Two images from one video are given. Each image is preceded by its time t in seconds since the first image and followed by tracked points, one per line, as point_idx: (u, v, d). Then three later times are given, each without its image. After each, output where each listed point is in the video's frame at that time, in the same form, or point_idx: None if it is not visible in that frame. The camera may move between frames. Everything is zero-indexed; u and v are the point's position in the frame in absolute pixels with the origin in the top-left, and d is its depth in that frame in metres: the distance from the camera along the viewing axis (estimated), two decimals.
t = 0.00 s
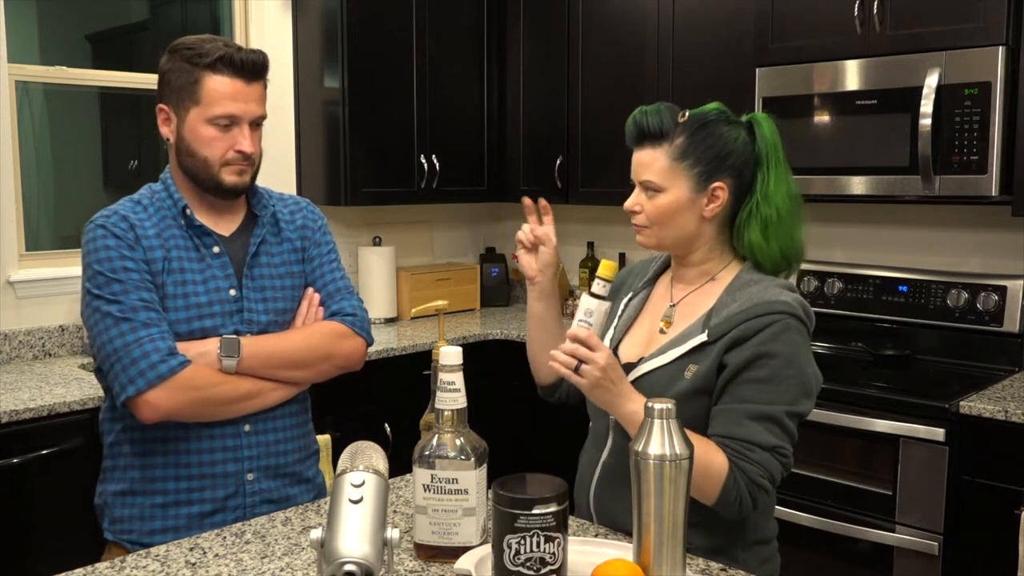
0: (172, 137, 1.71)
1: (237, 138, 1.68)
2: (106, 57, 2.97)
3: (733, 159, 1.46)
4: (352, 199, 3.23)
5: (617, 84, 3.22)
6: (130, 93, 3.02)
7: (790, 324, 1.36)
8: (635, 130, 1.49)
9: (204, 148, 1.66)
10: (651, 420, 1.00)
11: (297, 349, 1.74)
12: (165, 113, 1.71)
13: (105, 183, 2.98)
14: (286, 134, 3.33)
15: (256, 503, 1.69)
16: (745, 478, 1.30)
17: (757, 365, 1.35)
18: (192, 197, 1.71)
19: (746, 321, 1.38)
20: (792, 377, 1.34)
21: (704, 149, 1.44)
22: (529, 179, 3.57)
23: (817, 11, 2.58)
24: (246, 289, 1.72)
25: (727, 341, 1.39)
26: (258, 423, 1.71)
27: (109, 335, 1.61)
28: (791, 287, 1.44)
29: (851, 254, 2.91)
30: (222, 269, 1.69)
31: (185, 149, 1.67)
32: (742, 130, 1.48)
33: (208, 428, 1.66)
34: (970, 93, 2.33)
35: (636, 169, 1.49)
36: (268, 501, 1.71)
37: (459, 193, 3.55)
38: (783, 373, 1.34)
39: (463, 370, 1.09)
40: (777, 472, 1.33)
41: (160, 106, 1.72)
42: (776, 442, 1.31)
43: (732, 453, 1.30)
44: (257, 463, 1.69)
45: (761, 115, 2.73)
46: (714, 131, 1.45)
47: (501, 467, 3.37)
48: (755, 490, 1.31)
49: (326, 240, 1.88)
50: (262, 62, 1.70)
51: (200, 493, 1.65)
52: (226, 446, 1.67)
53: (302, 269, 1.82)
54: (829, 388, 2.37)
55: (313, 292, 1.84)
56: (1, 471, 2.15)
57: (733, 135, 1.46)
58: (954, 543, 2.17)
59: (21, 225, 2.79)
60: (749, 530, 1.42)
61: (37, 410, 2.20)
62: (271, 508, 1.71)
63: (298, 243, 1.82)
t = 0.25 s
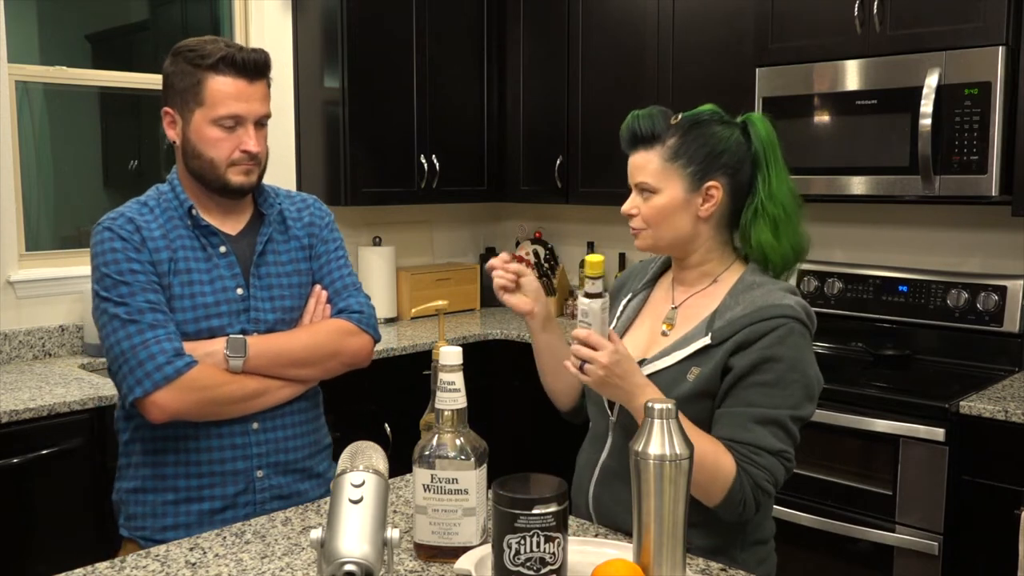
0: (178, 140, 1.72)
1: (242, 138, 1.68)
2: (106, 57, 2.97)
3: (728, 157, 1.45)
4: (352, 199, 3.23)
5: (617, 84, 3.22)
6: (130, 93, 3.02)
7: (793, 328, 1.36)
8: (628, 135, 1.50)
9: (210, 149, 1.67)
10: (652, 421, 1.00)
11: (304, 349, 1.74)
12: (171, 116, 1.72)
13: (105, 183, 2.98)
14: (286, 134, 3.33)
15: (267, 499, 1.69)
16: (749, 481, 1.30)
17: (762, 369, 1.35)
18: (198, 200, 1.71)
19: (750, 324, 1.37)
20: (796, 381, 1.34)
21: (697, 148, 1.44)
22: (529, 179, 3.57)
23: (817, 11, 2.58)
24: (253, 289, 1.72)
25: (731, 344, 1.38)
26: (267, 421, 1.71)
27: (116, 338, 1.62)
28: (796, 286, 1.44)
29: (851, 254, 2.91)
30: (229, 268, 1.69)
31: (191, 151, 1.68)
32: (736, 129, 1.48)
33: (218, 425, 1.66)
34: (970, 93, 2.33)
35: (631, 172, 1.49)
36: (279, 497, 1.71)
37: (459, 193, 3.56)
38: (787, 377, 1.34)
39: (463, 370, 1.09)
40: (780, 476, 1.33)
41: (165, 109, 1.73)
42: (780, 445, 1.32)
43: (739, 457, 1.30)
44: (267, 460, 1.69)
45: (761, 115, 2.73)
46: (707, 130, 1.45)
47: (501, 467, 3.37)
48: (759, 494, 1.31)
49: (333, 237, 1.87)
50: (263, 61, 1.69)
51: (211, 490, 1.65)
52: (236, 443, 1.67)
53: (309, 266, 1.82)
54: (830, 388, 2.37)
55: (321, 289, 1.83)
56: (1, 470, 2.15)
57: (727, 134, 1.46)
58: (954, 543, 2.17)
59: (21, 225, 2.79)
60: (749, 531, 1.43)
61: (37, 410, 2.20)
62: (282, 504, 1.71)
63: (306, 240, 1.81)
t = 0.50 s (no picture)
0: (177, 139, 1.72)
1: (240, 130, 1.68)
2: (106, 57, 2.97)
3: (737, 158, 1.46)
4: (352, 199, 3.23)
5: (616, 84, 3.22)
6: (130, 93, 3.02)
7: (789, 325, 1.36)
8: (645, 121, 1.50)
9: (209, 143, 1.66)
10: (651, 420, 1.00)
11: (306, 348, 1.73)
12: (168, 115, 1.73)
13: (105, 183, 2.98)
14: (286, 134, 3.33)
15: (272, 499, 1.70)
16: (741, 477, 1.30)
17: (755, 364, 1.35)
18: (197, 201, 1.71)
19: (745, 321, 1.37)
20: (789, 378, 1.34)
21: (709, 142, 1.45)
22: (529, 179, 3.57)
23: (817, 11, 2.58)
24: (254, 289, 1.72)
25: (726, 341, 1.38)
26: (272, 421, 1.71)
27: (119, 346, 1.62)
28: (791, 288, 1.44)
29: (851, 254, 2.91)
30: (229, 270, 1.69)
31: (191, 148, 1.68)
32: (753, 135, 1.49)
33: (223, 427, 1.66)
34: (970, 93, 2.33)
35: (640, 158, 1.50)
36: (285, 497, 1.71)
37: (459, 193, 3.56)
38: (781, 374, 1.34)
39: (463, 370, 1.09)
40: (770, 471, 1.33)
41: (162, 110, 1.74)
42: (772, 441, 1.32)
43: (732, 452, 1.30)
44: (272, 460, 1.69)
45: (761, 115, 2.73)
46: (720, 127, 1.46)
47: (501, 468, 3.37)
48: (750, 490, 1.31)
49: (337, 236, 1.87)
50: (257, 54, 1.71)
51: (217, 490, 1.65)
52: (242, 444, 1.67)
53: (311, 265, 1.82)
54: (830, 388, 2.37)
55: (323, 287, 1.83)
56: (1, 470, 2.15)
57: (741, 135, 1.47)
58: (954, 543, 2.17)
59: (21, 225, 2.79)
60: (745, 529, 1.42)
61: (37, 410, 2.20)
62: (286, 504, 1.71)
63: (307, 238, 1.81)
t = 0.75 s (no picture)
0: (166, 140, 1.72)
1: (228, 136, 1.68)
2: (106, 57, 2.96)
3: (737, 158, 1.46)
4: (353, 198, 3.23)
5: (617, 84, 3.22)
6: (130, 93, 3.02)
7: (794, 328, 1.36)
8: (644, 125, 1.50)
9: (196, 147, 1.67)
10: (651, 420, 1.00)
11: (289, 349, 1.72)
12: (158, 116, 1.73)
13: (105, 183, 2.98)
14: (286, 134, 3.33)
15: (253, 503, 1.69)
16: (742, 479, 1.29)
17: (759, 366, 1.35)
18: (185, 200, 1.71)
19: (751, 322, 1.37)
20: (793, 380, 1.34)
21: (709, 145, 1.44)
22: (529, 179, 3.57)
23: (817, 11, 2.58)
24: (240, 289, 1.72)
25: (731, 341, 1.38)
26: (254, 424, 1.71)
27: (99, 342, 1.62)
28: (800, 291, 1.45)
29: (851, 254, 2.91)
30: (216, 270, 1.69)
31: (179, 150, 1.68)
32: (752, 134, 1.49)
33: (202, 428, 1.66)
34: (970, 93, 2.33)
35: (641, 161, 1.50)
36: (266, 502, 1.71)
37: (460, 193, 3.56)
38: (784, 376, 1.34)
39: (463, 370, 1.09)
40: (771, 474, 1.32)
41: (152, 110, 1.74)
42: (772, 444, 1.31)
43: (733, 452, 1.30)
44: (253, 464, 1.69)
45: (761, 115, 2.73)
46: (719, 129, 1.46)
47: (501, 468, 3.37)
48: (750, 492, 1.30)
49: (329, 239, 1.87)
50: (249, 58, 1.70)
51: (196, 493, 1.65)
52: (222, 446, 1.67)
53: (300, 267, 1.81)
54: (830, 388, 2.37)
55: (311, 290, 1.83)
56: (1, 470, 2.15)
57: (740, 136, 1.47)
58: (954, 543, 2.17)
59: (21, 225, 2.79)
60: (745, 531, 1.42)
61: (37, 410, 2.20)
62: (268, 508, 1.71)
63: (297, 241, 1.81)
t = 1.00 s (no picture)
0: (160, 136, 1.72)
1: (224, 130, 1.68)
2: (106, 58, 2.96)
3: (738, 159, 1.46)
4: (352, 199, 3.23)
5: (617, 84, 3.22)
6: (130, 93, 3.02)
7: (798, 326, 1.36)
8: (643, 128, 1.50)
9: (191, 143, 1.66)
10: (652, 421, 1.00)
11: (285, 349, 1.72)
12: (152, 113, 1.73)
13: (104, 183, 2.98)
14: (286, 134, 3.33)
15: (247, 505, 1.69)
16: (751, 480, 1.29)
17: (765, 365, 1.35)
18: (180, 198, 1.71)
19: (755, 321, 1.37)
20: (799, 379, 1.34)
21: (709, 147, 1.45)
22: (529, 179, 3.57)
23: (817, 11, 2.58)
24: (235, 289, 1.72)
25: (735, 340, 1.38)
26: (250, 425, 1.70)
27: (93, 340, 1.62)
28: (800, 291, 1.45)
29: (851, 254, 2.91)
30: (211, 269, 1.69)
31: (174, 146, 1.68)
32: (751, 134, 1.49)
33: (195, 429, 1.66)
34: (970, 93, 2.33)
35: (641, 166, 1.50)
36: (260, 504, 1.69)
37: (460, 193, 3.56)
38: (790, 374, 1.34)
39: (463, 370, 1.09)
40: (780, 473, 1.33)
41: (147, 106, 1.74)
42: (779, 443, 1.32)
43: (740, 453, 1.30)
44: (248, 466, 1.68)
45: (761, 115, 2.73)
46: (720, 131, 1.46)
47: (501, 467, 3.37)
48: (758, 492, 1.31)
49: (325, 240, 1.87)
50: (245, 54, 1.71)
51: (189, 495, 1.64)
52: (216, 447, 1.66)
53: (296, 268, 1.81)
54: (830, 388, 2.37)
55: (306, 290, 1.83)
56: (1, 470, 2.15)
57: (740, 136, 1.47)
58: (954, 543, 2.17)
59: (21, 225, 2.79)
60: (750, 531, 1.42)
61: (37, 410, 2.20)
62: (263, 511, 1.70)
63: (293, 240, 1.81)
